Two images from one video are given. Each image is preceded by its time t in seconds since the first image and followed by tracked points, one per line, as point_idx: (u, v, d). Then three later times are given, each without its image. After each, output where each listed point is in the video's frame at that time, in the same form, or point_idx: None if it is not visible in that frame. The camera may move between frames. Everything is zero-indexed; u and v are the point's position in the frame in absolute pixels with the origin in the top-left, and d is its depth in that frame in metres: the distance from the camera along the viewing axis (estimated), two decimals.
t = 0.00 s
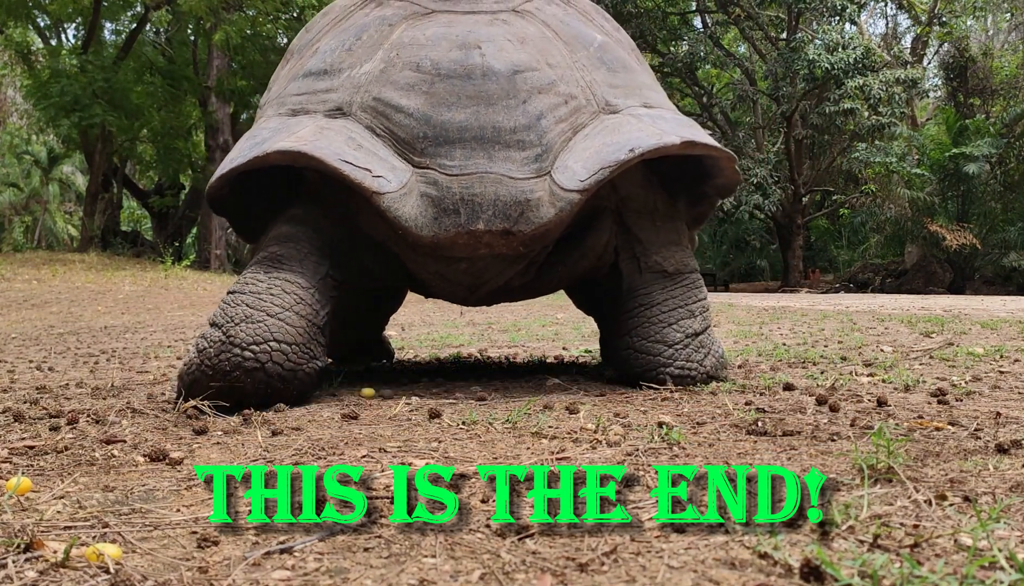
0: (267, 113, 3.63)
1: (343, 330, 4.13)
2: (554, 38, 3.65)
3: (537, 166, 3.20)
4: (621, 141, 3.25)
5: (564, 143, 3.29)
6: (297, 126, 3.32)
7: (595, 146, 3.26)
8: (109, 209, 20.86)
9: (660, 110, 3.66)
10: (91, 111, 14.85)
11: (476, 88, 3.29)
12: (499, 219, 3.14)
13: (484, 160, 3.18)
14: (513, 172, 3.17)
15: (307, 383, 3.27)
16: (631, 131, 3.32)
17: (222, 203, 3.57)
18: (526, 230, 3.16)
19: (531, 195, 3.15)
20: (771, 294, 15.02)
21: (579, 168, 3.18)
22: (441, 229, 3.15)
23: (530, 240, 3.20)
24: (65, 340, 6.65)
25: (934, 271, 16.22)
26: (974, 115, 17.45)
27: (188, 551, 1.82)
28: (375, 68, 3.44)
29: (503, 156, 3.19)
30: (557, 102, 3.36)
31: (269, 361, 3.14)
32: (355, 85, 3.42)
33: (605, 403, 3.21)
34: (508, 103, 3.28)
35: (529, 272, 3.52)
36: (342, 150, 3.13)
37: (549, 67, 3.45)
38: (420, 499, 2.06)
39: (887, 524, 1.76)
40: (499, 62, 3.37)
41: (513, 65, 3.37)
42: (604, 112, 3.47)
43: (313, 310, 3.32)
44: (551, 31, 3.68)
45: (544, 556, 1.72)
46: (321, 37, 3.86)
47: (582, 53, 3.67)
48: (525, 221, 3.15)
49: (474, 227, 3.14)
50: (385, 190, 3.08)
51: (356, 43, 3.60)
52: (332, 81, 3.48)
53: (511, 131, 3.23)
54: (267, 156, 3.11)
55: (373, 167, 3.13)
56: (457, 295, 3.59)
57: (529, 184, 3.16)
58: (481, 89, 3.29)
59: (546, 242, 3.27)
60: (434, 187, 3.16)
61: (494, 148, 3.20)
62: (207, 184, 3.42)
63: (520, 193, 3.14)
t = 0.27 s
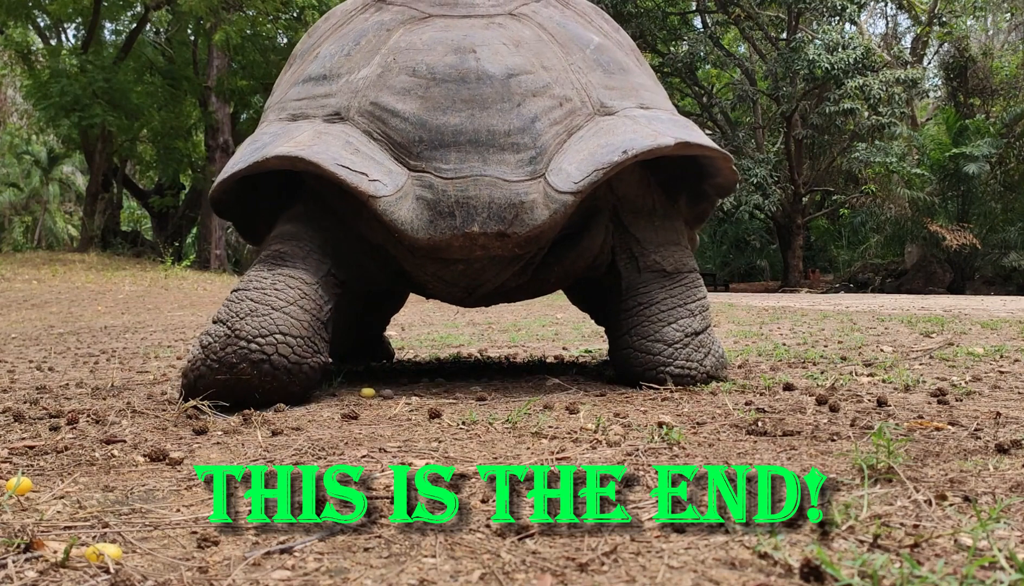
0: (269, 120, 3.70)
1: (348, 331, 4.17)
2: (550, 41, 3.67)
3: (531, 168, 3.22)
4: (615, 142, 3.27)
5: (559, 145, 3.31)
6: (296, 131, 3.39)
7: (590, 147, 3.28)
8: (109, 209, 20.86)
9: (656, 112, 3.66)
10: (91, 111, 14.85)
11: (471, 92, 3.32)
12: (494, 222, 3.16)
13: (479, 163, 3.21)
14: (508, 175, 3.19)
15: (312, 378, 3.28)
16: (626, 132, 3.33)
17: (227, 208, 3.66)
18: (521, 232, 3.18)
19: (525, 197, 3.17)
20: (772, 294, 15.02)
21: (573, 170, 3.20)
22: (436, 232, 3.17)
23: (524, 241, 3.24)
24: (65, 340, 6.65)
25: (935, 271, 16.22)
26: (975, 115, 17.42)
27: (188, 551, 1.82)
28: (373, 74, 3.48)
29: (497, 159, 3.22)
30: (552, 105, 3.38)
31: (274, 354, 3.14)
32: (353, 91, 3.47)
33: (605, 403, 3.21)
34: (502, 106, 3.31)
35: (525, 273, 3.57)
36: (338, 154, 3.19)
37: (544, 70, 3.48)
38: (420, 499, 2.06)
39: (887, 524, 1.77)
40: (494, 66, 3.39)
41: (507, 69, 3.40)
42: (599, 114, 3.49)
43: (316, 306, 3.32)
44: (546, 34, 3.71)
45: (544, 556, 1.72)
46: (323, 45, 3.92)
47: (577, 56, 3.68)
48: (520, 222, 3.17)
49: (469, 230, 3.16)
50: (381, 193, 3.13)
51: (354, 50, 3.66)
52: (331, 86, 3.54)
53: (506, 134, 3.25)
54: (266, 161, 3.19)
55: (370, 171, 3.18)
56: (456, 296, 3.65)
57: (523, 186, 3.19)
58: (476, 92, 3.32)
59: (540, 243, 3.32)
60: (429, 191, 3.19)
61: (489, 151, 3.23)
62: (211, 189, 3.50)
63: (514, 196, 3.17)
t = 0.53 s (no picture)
0: (270, 123, 3.79)
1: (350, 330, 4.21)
2: (546, 44, 3.72)
3: (524, 170, 3.28)
4: (607, 143, 3.31)
5: (552, 147, 3.36)
6: (294, 135, 3.46)
7: (583, 149, 3.32)
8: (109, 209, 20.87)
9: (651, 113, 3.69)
10: (91, 111, 14.85)
11: (465, 96, 3.39)
12: (487, 223, 3.22)
13: (472, 165, 3.27)
14: (500, 177, 3.25)
15: (319, 368, 3.30)
16: (619, 134, 3.36)
17: (230, 211, 3.72)
18: (513, 233, 3.24)
19: (517, 199, 3.22)
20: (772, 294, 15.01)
21: (565, 171, 3.24)
22: (430, 233, 3.24)
23: (518, 241, 3.29)
24: (65, 340, 6.65)
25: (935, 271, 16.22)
26: (975, 115, 17.43)
27: (188, 551, 1.82)
28: (370, 78, 3.56)
29: (490, 161, 3.28)
30: (545, 108, 3.43)
31: (287, 339, 3.16)
32: (351, 94, 3.55)
33: (605, 404, 3.21)
34: (495, 109, 3.37)
35: (519, 273, 3.62)
36: (334, 157, 3.25)
37: (538, 73, 3.53)
38: (420, 499, 2.06)
39: (887, 524, 1.76)
40: (488, 69, 3.46)
41: (501, 72, 3.46)
42: (593, 116, 3.53)
43: (324, 298, 3.36)
44: (542, 37, 3.76)
45: (545, 556, 1.72)
46: (325, 49, 4.00)
47: (572, 58, 3.72)
48: (512, 224, 3.23)
49: (462, 231, 3.23)
50: (376, 196, 3.20)
51: (353, 54, 3.73)
52: (330, 90, 3.61)
53: (498, 137, 3.32)
54: (264, 165, 3.26)
55: (365, 173, 3.24)
56: (452, 295, 3.70)
57: (516, 188, 3.24)
58: (469, 96, 3.39)
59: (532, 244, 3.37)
60: (423, 193, 3.26)
61: (482, 153, 3.29)
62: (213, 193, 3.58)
63: (506, 197, 3.22)
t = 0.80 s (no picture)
0: (274, 128, 3.84)
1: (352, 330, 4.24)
2: (543, 48, 3.75)
3: (520, 173, 3.31)
4: (602, 146, 3.33)
5: (548, 151, 3.39)
6: (296, 140, 3.51)
7: (579, 152, 3.35)
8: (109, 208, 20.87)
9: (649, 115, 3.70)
10: (91, 111, 14.86)
11: (461, 100, 3.42)
12: (484, 225, 3.25)
13: (468, 168, 3.31)
14: (496, 179, 3.28)
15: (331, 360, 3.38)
16: (615, 137, 3.38)
17: (236, 214, 3.78)
18: (510, 234, 3.27)
19: (513, 201, 3.26)
20: (772, 294, 15.02)
21: (561, 174, 3.27)
22: (428, 235, 3.27)
23: (515, 243, 3.32)
24: (65, 340, 6.65)
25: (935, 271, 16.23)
26: (975, 115, 17.42)
27: (188, 551, 1.82)
28: (370, 83, 3.60)
29: (486, 165, 3.31)
30: (541, 111, 3.46)
31: (309, 324, 3.24)
32: (351, 99, 3.60)
33: (605, 403, 3.21)
34: (491, 113, 3.40)
35: (515, 275, 3.64)
36: (334, 162, 3.29)
37: (535, 76, 3.56)
38: (420, 499, 2.06)
39: (887, 524, 1.76)
40: (485, 74, 3.48)
41: (497, 76, 3.49)
42: (590, 119, 3.55)
43: (334, 294, 3.46)
44: (541, 40, 3.79)
45: (544, 556, 1.72)
46: (328, 54, 4.05)
47: (569, 61, 3.74)
48: (509, 226, 3.26)
49: (459, 233, 3.26)
50: (374, 199, 3.24)
51: (354, 59, 3.78)
52: (331, 96, 3.67)
53: (494, 141, 3.35)
54: (266, 169, 3.30)
55: (363, 177, 3.28)
56: (450, 295, 3.73)
57: (512, 190, 3.28)
58: (466, 100, 3.42)
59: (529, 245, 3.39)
60: (421, 196, 3.29)
61: (478, 156, 3.32)
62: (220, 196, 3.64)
63: (503, 200, 3.26)
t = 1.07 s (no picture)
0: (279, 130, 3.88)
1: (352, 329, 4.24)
2: (543, 50, 3.76)
3: (518, 174, 3.33)
4: (599, 147, 3.34)
5: (545, 152, 3.40)
6: (299, 142, 3.55)
7: (576, 153, 3.36)
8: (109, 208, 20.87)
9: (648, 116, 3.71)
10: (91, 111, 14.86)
11: (460, 102, 3.44)
12: (481, 226, 3.27)
13: (467, 170, 3.33)
14: (494, 180, 3.30)
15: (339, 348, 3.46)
16: (612, 139, 3.39)
17: (243, 215, 3.82)
18: (507, 235, 3.29)
19: (511, 202, 3.28)
20: (772, 294, 15.01)
21: (557, 175, 3.29)
22: (426, 236, 3.30)
23: (513, 243, 3.33)
24: (65, 340, 6.65)
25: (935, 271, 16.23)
26: (975, 115, 17.42)
27: (188, 550, 1.82)
28: (371, 85, 3.63)
29: (484, 166, 3.33)
30: (539, 113, 3.48)
31: (328, 305, 3.36)
32: (353, 102, 3.62)
33: (605, 404, 3.21)
34: (489, 115, 3.42)
35: (512, 275, 3.65)
36: (335, 163, 3.32)
37: (534, 79, 3.58)
38: (420, 499, 2.06)
39: (887, 525, 1.76)
40: (483, 76, 3.50)
41: (496, 79, 3.50)
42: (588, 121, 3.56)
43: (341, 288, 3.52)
44: (540, 43, 3.80)
45: (544, 556, 1.72)
46: (333, 57, 4.08)
47: (569, 63, 3.75)
48: (506, 227, 3.27)
49: (457, 234, 3.28)
50: (374, 200, 3.26)
51: (357, 63, 3.81)
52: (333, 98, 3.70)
53: (492, 142, 3.37)
54: (269, 171, 3.33)
55: (364, 178, 3.31)
56: (449, 294, 3.74)
57: (510, 191, 3.29)
58: (465, 102, 3.44)
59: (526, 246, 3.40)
60: (420, 197, 3.32)
61: (476, 158, 3.34)
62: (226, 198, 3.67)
63: (500, 201, 3.28)
